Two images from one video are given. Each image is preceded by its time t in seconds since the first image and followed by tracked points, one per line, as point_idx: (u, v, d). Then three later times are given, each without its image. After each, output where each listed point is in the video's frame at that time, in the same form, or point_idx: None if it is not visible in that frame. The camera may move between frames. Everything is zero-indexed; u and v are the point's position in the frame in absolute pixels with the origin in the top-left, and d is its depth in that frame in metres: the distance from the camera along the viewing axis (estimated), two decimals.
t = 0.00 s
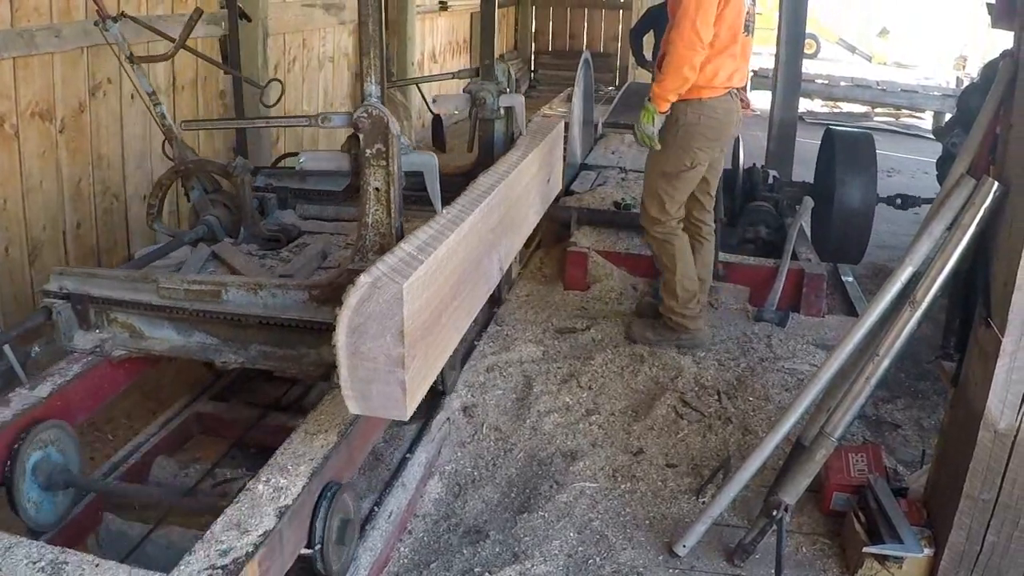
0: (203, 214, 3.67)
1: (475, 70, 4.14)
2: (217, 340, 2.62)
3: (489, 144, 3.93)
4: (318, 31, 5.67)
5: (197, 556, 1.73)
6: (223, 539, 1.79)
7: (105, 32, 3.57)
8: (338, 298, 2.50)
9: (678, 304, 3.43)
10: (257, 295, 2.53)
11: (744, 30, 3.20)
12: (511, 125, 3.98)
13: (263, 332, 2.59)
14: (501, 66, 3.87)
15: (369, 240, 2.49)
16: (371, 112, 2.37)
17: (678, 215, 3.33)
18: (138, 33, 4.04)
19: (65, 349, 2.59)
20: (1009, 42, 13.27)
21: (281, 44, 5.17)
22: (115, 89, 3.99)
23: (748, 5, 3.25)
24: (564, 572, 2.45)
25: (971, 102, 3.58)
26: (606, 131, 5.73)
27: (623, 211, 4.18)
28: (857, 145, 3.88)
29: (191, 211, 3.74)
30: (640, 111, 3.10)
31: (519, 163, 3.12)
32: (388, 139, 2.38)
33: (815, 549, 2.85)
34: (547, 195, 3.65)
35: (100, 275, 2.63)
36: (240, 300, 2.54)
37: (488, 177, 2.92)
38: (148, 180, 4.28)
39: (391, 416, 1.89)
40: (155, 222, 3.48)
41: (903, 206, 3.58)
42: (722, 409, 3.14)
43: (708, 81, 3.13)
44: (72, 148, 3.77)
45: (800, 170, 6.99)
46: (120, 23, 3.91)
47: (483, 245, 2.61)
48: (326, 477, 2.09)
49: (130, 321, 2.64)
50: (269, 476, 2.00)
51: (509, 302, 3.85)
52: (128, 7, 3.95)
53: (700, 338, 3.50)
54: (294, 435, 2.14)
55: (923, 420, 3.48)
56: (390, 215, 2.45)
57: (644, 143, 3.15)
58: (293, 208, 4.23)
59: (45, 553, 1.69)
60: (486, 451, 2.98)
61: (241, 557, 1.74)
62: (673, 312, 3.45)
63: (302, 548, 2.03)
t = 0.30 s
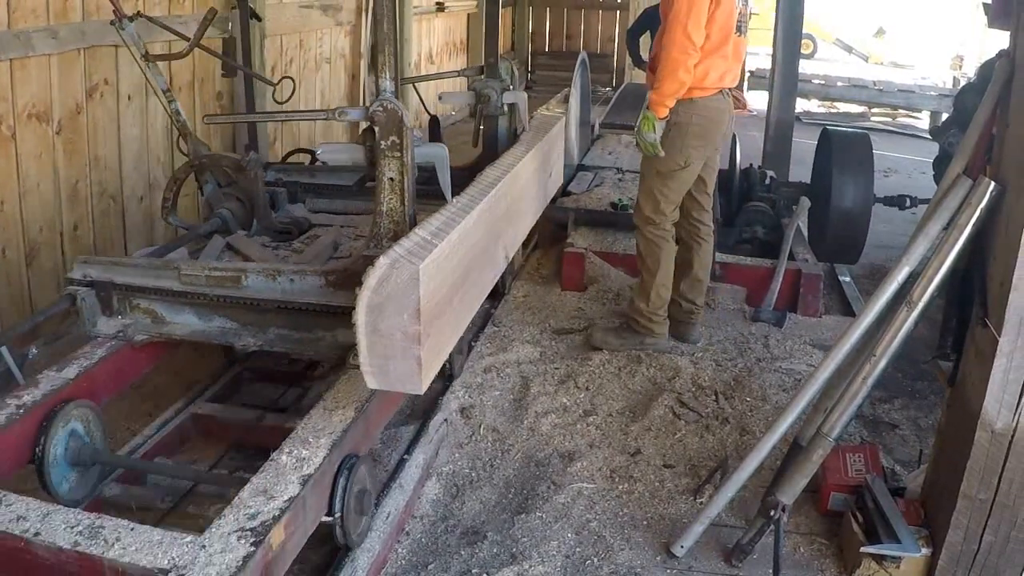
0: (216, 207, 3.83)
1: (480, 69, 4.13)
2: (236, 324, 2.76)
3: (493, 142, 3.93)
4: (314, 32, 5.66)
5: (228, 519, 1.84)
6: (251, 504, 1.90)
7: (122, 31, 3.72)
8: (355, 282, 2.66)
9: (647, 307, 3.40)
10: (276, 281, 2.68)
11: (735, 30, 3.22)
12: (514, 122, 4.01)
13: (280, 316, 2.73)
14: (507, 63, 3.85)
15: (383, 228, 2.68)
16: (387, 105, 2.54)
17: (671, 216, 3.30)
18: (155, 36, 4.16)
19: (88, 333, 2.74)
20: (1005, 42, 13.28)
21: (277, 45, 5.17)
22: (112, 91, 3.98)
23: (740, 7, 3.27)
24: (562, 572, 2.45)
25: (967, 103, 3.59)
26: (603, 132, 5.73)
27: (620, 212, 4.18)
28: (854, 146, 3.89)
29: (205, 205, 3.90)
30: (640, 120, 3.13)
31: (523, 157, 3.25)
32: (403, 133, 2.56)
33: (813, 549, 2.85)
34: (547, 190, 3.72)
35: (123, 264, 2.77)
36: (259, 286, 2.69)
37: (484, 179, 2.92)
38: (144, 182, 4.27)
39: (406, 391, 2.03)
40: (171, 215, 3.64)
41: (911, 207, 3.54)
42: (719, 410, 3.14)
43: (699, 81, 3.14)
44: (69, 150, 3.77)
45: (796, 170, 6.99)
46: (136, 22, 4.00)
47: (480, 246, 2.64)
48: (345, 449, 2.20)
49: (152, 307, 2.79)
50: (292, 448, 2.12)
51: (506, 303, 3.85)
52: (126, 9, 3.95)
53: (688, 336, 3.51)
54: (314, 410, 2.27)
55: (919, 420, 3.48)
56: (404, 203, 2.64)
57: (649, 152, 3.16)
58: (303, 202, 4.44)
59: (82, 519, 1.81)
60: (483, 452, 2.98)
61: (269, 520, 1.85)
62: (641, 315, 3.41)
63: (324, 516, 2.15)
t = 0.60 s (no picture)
0: (226, 205, 3.87)
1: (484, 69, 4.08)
2: (249, 315, 2.92)
3: (496, 139, 3.87)
4: (312, 36, 5.66)
5: (249, 495, 1.96)
6: (271, 481, 2.03)
7: (135, 33, 3.77)
8: (365, 273, 2.85)
9: (643, 311, 3.38)
10: (289, 272, 2.87)
11: (728, 33, 3.22)
12: (515, 122, 3.96)
13: (293, 307, 2.90)
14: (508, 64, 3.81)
15: (392, 221, 2.85)
16: (397, 105, 2.73)
17: (670, 220, 3.30)
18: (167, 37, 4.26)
19: (106, 325, 2.86)
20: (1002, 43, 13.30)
21: (275, 48, 5.17)
22: (109, 95, 3.98)
23: (734, 10, 3.28)
24: None
25: (963, 104, 3.58)
26: (600, 135, 5.74)
27: (616, 215, 4.19)
28: (851, 149, 3.88)
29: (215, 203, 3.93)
30: (623, 117, 3.14)
31: (524, 157, 3.32)
32: (412, 131, 2.75)
33: (811, 552, 2.86)
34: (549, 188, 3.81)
35: (140, 258, 2.93)
36: (273, 278, 2.87)
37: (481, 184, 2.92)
38: (142, 186, 4.27)
39: (417, 374, 2.15)
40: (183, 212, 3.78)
41: (894, 209, 3.53)
42: (717, 413, 3.14)
43: (692, 84, 3.14)
44: (66, 154, 3.77)
45: (793, 173, 7.00)
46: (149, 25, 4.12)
47: (479, 248, 2.67)
48: (358, 433, 2.32)
49: (168, 299, 2.94)
50: (309, 430, 2.24)
51: (503, 307, 3.85)
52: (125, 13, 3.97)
53: (687, 339, 3.51)
54: (328, 394, 2.39)
55: (917, 421, 3.48)
56: (413, 197, 2.82)
57: (629, 148, 3.18)
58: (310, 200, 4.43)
59: (109, 496, 1.93)
60: (481, 456, 2.98)
61: (288, 496, 1.96)
62: (636, 318, 3.41)
63: (338, 495, 2.28)
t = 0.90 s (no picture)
0: (231, 208, 3.98)
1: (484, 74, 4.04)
2: (256, 314, 2.93)
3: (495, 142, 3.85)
4: (309, 42, 5.66)
5: (260, 486, 1.99)
6: (281, 473, 2.06)
7: (141, 38, 3.81)
8: (370, 273, 2.86)
9: (642, 319, 3.39)
10: (296, 273, 2.88)
11: (725, 37, 3.22)
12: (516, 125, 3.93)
13: (300, 307, 2.91)
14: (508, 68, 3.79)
15: (398, 222, 2.87)
16: (402, 108, 2.73)
17: (668, 227, 3.30)
18: (172, 42, 4.27)
19: (116, 324, 2.90)
20: (997, 46, 13.33)
21: (273, 55, 5.17)
22: (107, 101, 3.96)
23: (731, 14, 3.29)
24: None
25: (959, 108, 3.59)
26: (597, 140, 5.74)
27: (614, 219, 4.18)
28: (848, 152, 3.89)
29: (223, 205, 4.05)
30: (623, 124, 3.15)
31: (522, 163, 3.34)
32: (417, 133, 2.76)
33: (810, 556, 2.86)
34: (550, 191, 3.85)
35: (148, 259, 2.95)
36: (280, 278, 2.88)
37: (478, 190, 2.92)
38: (139, 192, 4.24)
39: (423, 370, 2.21)
40: (187, 214, 3.82)
41: (901, 212, 3.51)
42: (715, 417, 3.14)
43: (688, 90, 3.15)
44: (63, 159, 3.75)
45: (790, 177, 7.01)
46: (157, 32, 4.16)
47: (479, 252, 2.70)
48: (365, 428, 2.36)
49: (177, 299, 2.95)
50: (317, 425, 2.27)
51: (501, 313, 3.85)
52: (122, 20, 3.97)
53: (685, 344, 3.51)
54: (336, 391, 2.43)
55: (916, 424, 3.47)
56: (417, 198, 2.84)
57: (630, 156, 3.18)
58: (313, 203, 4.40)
59: (123, 488, 1.95)
60: (480, 462, 2.97)
61: (298, 488, 2.00)
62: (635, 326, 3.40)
63: (346, 487, 2.33)
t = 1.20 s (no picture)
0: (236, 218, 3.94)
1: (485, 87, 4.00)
2: (265, 321, 3.01)
3: (497, 154, 3.80)
4: (305, 56, 5.65)
5: (272, 486, 2.04)
6: (292, 473, 2.10)
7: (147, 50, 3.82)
8: (376, 280, 2.93)
9: (639, 332, 3.36)
10: (303, 280, 2.94)
11: (721, 51, 3.25)
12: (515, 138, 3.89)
13: (306, 314, 2.98)
14: (508, 80, 3.75)
15: (402, 231, 2.94)
16: (406, 120, 2.82)
17: (666, 241, 3.29)
18: (175, 56, 4.28)
19: (126, 331, 2.97)
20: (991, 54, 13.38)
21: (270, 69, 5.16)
22: (105, 115, 3.90)
23: (726, 27, 3.30)
24: None
25: (954, 117, 3.59)
26: (594, 153, 5.74)
27: (611, 233, 4.17)
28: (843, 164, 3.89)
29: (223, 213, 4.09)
30: (623, 139, 3.15)
31: (518, 179, 3.35)
32: (421, 144, 2.85)
33: (810, 568, 2.86)
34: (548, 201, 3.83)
35: (157, 267, 3.00)
36: (287, 286, 2.94)
37: (468, 211, 2.90)
38: (137, 206, 4.18)
39: (429, 373, 2.36)
40: (193, 225, 3.81)
41: (891, 222, 3.49)
42: (713, 430, 3.13)
43: (686, 103, 3.17)
44: (61, 173, 3.69)
45: (786, 188, 7.01)
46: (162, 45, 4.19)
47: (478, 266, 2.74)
48: (372, 430, 2.41)
49: (185, 306, 3.02)
50: (326, 427, 2.31)
51: (498, 327, 3.84)
52: (118, 34, 3.93)
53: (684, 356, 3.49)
54: (343, 395, 2.47)
55: (915, 434, 3.46)
56: (422, 208, 2.91)
57: (629, 170, 3.18)
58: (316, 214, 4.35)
59: (138, 488, 2.00)
60: (478, 477, 2.96)
61: (309, 487, 2.04)
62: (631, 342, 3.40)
63: (354, 488, 2.37)
